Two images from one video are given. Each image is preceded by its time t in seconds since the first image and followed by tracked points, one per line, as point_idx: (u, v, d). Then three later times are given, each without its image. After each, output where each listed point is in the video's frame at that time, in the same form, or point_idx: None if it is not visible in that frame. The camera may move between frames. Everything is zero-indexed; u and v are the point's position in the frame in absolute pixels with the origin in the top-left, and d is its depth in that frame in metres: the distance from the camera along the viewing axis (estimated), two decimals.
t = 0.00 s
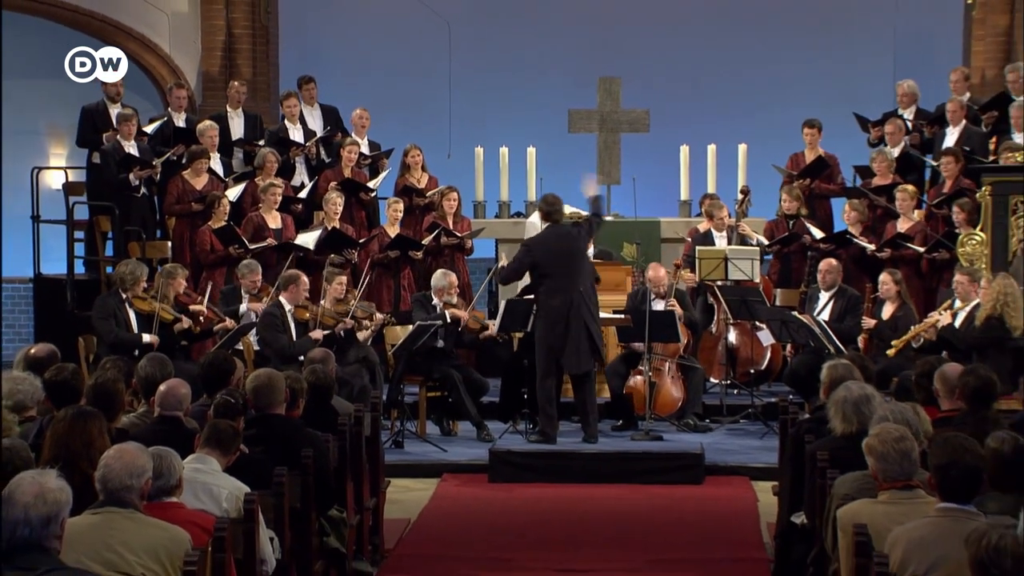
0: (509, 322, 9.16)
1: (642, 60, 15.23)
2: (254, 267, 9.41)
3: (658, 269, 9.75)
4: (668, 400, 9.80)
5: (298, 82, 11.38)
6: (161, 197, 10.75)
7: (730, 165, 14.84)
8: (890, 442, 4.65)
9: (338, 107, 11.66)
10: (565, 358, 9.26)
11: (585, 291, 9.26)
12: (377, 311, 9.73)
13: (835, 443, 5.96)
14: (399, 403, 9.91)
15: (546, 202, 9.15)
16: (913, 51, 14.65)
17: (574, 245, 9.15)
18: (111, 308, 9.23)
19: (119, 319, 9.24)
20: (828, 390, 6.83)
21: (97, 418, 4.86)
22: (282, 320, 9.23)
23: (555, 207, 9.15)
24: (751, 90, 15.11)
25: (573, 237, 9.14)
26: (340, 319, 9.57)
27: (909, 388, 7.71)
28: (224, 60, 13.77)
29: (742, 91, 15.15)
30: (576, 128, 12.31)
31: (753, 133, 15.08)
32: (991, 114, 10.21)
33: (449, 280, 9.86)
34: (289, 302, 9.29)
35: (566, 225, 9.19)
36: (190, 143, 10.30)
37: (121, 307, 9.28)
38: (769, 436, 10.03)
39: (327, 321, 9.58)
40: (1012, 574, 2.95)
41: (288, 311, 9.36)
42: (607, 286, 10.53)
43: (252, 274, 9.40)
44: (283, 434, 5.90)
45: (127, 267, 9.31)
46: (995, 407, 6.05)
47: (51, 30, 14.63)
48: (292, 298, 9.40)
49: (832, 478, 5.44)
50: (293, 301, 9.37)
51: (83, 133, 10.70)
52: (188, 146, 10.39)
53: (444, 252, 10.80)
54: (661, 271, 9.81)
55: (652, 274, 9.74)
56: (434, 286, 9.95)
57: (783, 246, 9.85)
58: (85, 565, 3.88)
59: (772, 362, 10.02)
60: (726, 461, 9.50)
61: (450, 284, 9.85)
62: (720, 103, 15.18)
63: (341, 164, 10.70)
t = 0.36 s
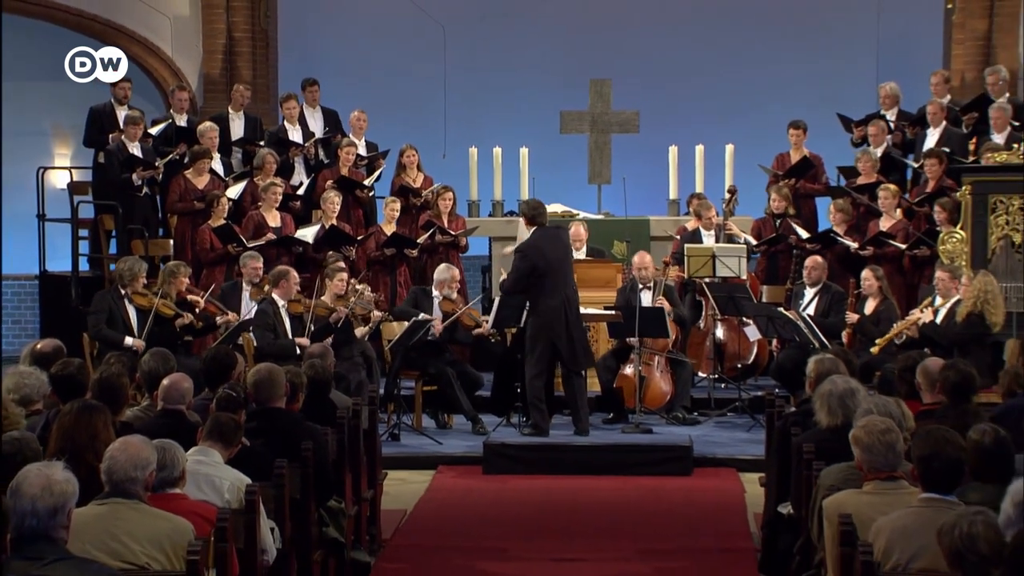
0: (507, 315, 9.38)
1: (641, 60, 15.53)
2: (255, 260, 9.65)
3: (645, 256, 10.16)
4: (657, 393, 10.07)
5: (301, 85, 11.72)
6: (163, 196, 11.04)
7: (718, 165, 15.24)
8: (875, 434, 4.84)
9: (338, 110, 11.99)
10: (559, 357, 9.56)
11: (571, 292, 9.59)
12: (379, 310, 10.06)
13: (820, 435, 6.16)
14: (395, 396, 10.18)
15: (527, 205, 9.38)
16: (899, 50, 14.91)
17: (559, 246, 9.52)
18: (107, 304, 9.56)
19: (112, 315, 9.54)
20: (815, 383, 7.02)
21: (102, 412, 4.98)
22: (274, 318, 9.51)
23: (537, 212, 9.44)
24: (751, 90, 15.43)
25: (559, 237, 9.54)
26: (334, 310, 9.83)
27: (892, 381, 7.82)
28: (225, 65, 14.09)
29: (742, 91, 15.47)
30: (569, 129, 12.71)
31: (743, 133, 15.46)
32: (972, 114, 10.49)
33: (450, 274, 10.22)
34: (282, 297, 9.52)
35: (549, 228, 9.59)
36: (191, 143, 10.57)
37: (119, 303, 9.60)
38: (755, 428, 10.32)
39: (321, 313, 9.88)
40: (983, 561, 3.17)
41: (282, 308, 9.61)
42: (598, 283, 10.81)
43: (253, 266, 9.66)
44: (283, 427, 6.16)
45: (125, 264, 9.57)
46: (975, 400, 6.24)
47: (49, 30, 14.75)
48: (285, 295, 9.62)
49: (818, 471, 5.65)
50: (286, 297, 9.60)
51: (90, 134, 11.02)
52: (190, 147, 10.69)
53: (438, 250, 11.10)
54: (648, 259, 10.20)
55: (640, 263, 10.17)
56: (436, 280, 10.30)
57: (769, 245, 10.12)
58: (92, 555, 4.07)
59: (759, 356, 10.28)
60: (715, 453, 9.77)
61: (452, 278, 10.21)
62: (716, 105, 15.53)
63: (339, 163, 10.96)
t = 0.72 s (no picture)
0: (496, 311, 9.61)
1: (638, 58, 15.92)
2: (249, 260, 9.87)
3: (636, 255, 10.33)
4: (644, 387, 10.34)
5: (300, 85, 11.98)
6: (161, 194, 11.28)
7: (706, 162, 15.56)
8: (859, 425, 4.97)
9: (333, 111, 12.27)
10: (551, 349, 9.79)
11: (572, 287, 9.76)
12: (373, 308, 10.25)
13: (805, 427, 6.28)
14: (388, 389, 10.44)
15: (545, 198, 9.70)
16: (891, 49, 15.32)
17: (566, 241, 9.67)
18: (105, 300, 9.82)
19: (109, 310, 9.80)
20: (798, 375, 7.17)
21: (103, 405, 5.17)
22: (269, 314, 9.77)
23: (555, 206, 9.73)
24: (751, 88, 15.78)
25: (567, 234, 9.64)
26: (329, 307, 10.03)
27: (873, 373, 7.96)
28: (221, 68, 14.53)
29: (742, 90, 15.82)
30: (558, 129, 12.94)
31: (729, 131, 15.82)
32: (951, 115, 10.79)
33: (440, 272, 10.43)
34: (277, 293, 9.82)
35: (562, 221, 9.78)
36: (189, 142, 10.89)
37: (116, 300, 9.85)
38: (740, 421, 10.58)
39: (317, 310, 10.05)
40: (958, 549, 3.34)
41: (278, 302, 9.90)
42: (587, 279, 11.22)
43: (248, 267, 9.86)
44: (280, 420, 6.38)
45: (123, 261, 9.81)
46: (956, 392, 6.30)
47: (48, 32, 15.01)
48: (281, 291, 9.91)
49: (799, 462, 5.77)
50: (281, 292, 9.88)
51: (92, 133, 11.28)
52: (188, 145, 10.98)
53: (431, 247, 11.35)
54: (638, 257, 10.38)
55: (630, 262, 10.36)
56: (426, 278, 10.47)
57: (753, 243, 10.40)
58: (93, 543, 4.30)
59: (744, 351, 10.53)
60: (700, 445, 10.03)
61: (443, 275, 10.46)
62: (708, 105, 15.89)
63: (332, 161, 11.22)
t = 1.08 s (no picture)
0: (486, 306, 9.83)
1: (628, 58, 16.17)
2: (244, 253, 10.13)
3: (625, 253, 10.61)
4: (632, 379, 10.62)
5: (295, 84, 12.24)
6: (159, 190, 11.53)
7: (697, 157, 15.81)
8: (843, 416, 5.09)
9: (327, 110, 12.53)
10: (544, 344, 9.98)
11: (571, 287, 9.97)
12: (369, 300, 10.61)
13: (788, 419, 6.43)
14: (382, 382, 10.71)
15: (557, 199, 9.97)
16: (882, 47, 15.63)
17: (569, 243, 9.91)
18: (105, 297, 10.05)
19: (111, 305, 10.04)
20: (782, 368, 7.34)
21: (103, 396, 5.41)
22: (269, 307, 9.87)
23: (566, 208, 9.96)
24: (739, 87, 16.05)
25: (572, 238, 9.91)
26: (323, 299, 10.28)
27: (853, 366, 8.12)
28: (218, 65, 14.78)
29: (730, 89, 16.08)
30: (545, 128, 13.16)
31: (717, 129, 16.09)
32: (930, 115, 11.09)
33: (427, 260, 10.73)
34: (275, 287, 9.91)
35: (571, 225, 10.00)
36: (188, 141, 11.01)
37: (115, 295, 10.08)
38: (725, 412, 10.88)
39: (313, 302, 10.37)
40: (938, 535, 3.41)
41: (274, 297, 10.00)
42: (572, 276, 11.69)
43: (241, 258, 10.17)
44: (276, 412, 6.63)
45: (117, 256, 10.03)
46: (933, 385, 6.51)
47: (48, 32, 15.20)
48: (277, 284, 10.04)
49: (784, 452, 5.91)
50: (278, 286, 10.00)
51: (92, 131, 11.52)
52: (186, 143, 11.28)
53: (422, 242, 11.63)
54: (627, 256, 10.64)
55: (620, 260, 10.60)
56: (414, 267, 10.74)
57: (737, 239, 10.66)
58: (93, 532, 4.54)
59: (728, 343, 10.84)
60: (685, 436, 10.30)
61: (430, 263, 10.66)
62: (697, 103, 16.16)
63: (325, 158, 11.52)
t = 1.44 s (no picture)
0: (473, 301, 10.17)
1: (617, 56, 16.44)
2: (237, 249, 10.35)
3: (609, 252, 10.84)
4: (616, 372, 10.72)
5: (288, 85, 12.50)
6: (154, 188, 11.82)
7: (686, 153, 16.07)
8: (828, 408, 5.28)
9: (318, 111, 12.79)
10: (528, 339, 10.22)
11: (553, 282, 10.19)
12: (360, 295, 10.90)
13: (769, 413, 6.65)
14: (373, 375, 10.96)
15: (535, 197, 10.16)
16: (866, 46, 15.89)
17: (549, 238, 10.13)
18: (104, 294, 10.02)
19: (110, 302, 10.02)
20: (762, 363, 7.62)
21: (101, 390, 5.62)
22: (264, 303, 10.15)
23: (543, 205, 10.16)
24: (725, 85, 16.35)
25: (549, 233, 10.11)
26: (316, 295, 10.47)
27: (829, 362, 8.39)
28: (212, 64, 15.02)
29: (716, 87, 16.38)
30: (532, 128, 13.39)
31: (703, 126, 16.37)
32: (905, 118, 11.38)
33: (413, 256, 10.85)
34: (267, 285, 10.17)
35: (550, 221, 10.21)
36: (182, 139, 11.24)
37: (112, 291, 10.08)
38: (707, 405, 11.16)
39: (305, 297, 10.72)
40: (916, 525, 3.62)
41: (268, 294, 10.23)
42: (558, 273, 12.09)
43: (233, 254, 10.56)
44: (270, 406, 6.91)
45: (109, 253, 10.02)
46: (910, 378, 6.68)
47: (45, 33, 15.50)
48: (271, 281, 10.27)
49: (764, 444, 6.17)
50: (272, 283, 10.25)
51: (89, 131, 11.76)
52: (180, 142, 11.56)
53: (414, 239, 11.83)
54: (611, 254, 10.87)
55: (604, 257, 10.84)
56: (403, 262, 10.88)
57: (720, 236, 10.88)
58: (94, 522, 4.79)
59: (709, 337, 11.14)
60: (668, 428, 10.57)
61: (416, 258, 10.83)
62: (684, 101, 16.45)
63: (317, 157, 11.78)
